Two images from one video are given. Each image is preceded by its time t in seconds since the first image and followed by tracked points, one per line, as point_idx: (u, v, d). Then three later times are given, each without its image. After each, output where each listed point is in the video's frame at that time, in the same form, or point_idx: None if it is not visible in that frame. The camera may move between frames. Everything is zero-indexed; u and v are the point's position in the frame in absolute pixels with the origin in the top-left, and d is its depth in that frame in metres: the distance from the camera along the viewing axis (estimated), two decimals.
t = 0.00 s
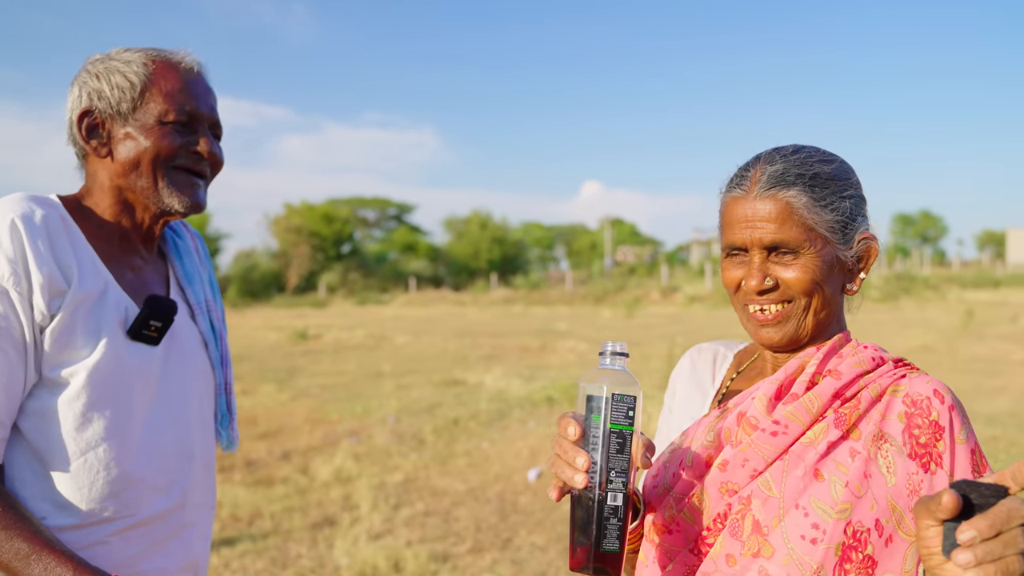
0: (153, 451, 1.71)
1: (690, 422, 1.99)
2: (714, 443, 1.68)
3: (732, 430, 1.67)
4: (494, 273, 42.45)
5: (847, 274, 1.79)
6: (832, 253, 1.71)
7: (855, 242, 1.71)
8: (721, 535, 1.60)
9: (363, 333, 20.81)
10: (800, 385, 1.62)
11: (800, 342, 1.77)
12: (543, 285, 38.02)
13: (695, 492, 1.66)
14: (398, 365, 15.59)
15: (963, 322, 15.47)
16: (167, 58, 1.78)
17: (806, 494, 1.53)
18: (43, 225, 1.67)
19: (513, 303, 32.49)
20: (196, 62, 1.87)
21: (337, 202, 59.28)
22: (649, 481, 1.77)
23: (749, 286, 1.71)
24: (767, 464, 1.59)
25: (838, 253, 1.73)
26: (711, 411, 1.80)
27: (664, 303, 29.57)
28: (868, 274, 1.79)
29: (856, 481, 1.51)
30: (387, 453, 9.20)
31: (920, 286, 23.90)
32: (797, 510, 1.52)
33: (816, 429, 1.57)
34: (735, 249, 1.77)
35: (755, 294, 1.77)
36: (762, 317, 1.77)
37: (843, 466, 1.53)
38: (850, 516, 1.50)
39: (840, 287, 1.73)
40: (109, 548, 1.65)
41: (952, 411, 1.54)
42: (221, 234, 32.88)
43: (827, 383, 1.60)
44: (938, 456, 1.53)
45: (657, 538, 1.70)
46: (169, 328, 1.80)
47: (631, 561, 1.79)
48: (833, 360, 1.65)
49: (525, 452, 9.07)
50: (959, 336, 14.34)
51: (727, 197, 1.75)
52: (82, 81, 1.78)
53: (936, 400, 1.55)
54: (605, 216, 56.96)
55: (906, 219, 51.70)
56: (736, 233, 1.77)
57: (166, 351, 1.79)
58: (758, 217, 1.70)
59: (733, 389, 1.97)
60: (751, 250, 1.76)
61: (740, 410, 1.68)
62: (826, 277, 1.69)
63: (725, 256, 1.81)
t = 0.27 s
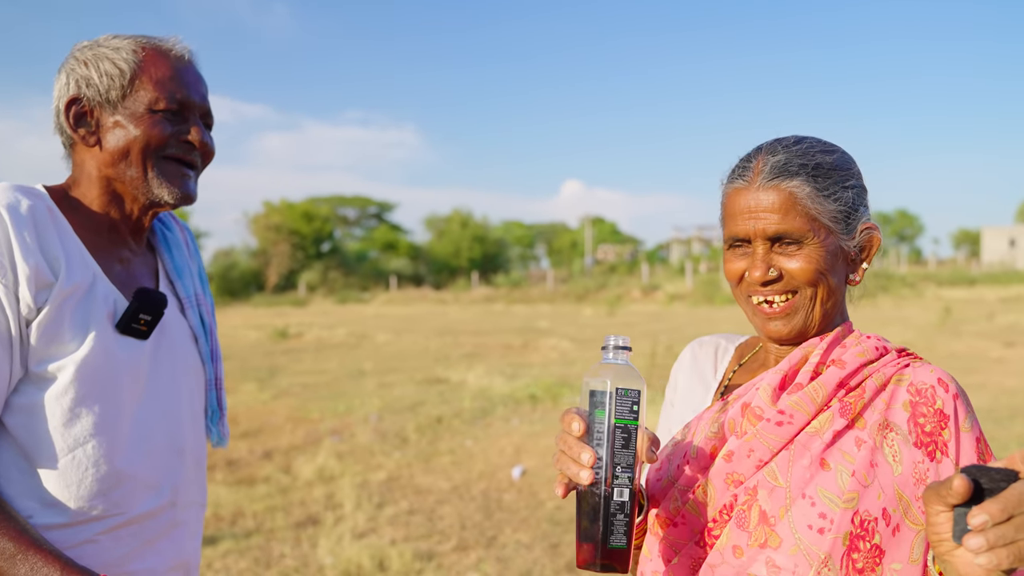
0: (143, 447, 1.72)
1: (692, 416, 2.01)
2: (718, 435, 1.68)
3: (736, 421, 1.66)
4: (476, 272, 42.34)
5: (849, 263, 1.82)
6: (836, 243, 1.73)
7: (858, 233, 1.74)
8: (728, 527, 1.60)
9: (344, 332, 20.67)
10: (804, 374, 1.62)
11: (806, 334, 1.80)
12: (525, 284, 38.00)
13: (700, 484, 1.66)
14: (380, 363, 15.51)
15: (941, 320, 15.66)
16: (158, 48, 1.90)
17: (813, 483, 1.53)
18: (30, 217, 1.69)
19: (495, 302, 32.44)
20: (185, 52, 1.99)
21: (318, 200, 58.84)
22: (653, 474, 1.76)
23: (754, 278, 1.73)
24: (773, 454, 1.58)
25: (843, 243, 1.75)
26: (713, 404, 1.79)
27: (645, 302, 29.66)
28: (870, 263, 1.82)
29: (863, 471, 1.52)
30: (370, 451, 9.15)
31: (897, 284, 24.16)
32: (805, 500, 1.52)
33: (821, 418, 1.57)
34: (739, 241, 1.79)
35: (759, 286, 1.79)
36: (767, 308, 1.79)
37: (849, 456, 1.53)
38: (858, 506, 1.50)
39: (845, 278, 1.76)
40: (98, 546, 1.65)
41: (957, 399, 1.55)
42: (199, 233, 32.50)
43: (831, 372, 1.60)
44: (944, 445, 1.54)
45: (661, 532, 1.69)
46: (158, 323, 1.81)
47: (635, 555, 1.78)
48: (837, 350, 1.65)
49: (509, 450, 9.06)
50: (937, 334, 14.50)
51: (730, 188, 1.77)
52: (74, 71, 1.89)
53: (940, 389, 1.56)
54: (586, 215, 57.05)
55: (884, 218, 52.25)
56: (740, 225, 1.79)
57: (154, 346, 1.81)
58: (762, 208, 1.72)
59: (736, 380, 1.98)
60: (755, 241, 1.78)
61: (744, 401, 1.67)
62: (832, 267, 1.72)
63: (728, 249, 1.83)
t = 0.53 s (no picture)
0: (129, 450, 1.69)
1: (691, 414, 2.01)
2: (718, 432, 1.67)
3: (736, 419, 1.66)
4: (455, 271, 42.24)
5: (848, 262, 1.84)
6: (835, 242, 1.75)
7: (856, 231, 1.76)
8: (729, 526, 1.59)
9: (323, 331, 20.52)
10: (805, 372, 1.62)
11: (803, 332, 1.81)
12: (504, 283, 37.99)
13: (701, 482, 1.65)
14: (360, 363, 15.42)
15: (916, 320, 15.87)
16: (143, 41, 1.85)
17: (815, 481, 1.54)
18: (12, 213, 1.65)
19: (474, 301, 32.40)
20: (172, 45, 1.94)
21: (296, 199, 58.43)
22: (651, 473, 1.75)
23: (754, 277, 1.74)
24: (774, 452, 1.58)
25: (840, 242, 1.77)
26: (713, 401, 1.79)
27: (624, 301, 29.77)
28: (867, 261, 1.84)
29: (864, 468, 1.52)
30: (350, 451, 9.08)
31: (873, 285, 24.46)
32: (806, 498, 1.52)
33: (822, 415, 1.58)
34: (738, 239, 1.80)
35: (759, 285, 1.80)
36: (765, 307, 1.80)
37: (850, 453, 1.54)
38: (860, 504, 1.51)
39: (842, 276, 1.78)
40: (84, 552, 1.62)
41: (957, 398, 1.57)
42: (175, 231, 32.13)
43: (832, 370, 1.60)
44: (944, 443, 1.55)
45: (661, 530, 1.68)
46: (144, 323, 1.78)
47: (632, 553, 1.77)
48: (837, 347, 1.65)
49: (490, 450, 9.04)
50: (912, 334, 14.69)
51: (730, 187, 1.79)
52: (56, 63, 1.84)
53: (941, 386, 1.57)
54: (566, 214, 57.16)
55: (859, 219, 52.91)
56: (738, 224, 1.80)
57: (141, 346, 1.78)
58: (762, 207, 1.74)
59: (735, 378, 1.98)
60: (753, 240, 1.80)
61: (745, 398, 1.67)
62: (830, 266, 1.73)
63: (726, 247, 1.84)
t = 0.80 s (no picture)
0: (118, 461, 1.69)
1: (691, 422, 2.02)
2: (722, 442, 1.67)
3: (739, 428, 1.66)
4: (436, 271, 42.10)
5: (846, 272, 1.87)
6: (835, 252, 1.78)
7: (856, 242, 1.79)
8: (735, 535, 1.59)
9: (303, 332, 20.36)
10: (806, 381, 1.63)
11: (799, 341, 1.84)
12: (486, 283, 37.95)
13: (705, 492, 1.65)
14: (341, 364, 15.31)
15: (893, 320, 16.05)
16: (131, 44, 1.88)
17: (820, 489, 1.54)
18: None
19: (455, 302, 32.31)
20: (159, 46, 1.97)
21: (275, 198, 57.97)
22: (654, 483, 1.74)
23: (753, 285, 1.77)
24: (778, 461, 1.58)
25: (840, 253, 1.79)
26: (715, 411, 1.79)
27: (605, 301, 29.85)
28: (866, 272, 1.86)
29: (868, 477, 1.53)
30: (333, 454, 9.01)
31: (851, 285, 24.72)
32: (813, 507, 1.52)
33: (825, 423, 1.58)
34: (738, 247, 1.82)
35: (758, 292, 1.83)
36: (762, 315, 1.83)
37: (854, 461, 1.54)
38: (865, 512, 1.51)
39: (839, 286, 1.81)
40: (74, 565, 1.62)
41: (956, 404, 1.59)
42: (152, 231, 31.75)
43: (834, 378, 1.61)
44: (946, 449, 1.57)
45: (665, 542, 1.67)
46: (133, 331, 1.78)
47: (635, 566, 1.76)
48: (837, 356, 1.66)
49: (474, 451, 9.02)
50: (890, 334, 14.86)
51: (733, 194, 1.81)
52: (42, 65, 1.86)
53: (941, 393, 1.59)
54: (547, 214, 57.24)
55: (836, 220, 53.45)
56: (739, 231, 1.82)
57: (130, 354, 1.78)
58: (764, 215, 1.76)
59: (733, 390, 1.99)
60: (754, 247, 1.82)
61: (748, 408, 1.67)
62: (829, 276, 1.76)
63: (725, 253, 1.87)
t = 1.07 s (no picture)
0: (115, 471, 1.78)
1: (698, 430, 2.02)
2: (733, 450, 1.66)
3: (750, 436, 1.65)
4: (422, 271, 41.96)
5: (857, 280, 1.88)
6: (847, 260, 1.79)
7: (867, 250, 1.80)
8: (746, 545, 1.58)
9: (289, 332, 20.21)
10: (816, 390, 1.62)
11: (812, 348, 1.85)
12: (472, 284, 37.89)
13: (716, 501, 1.64)
14: (328, 365, 15.22)
15: (878, 321, 16.16)
16: (126, 49, 1.92)
17: (831, 499, 1.53)
18: None
19: (442, 302, 32.23)
20: (155, 51, 2.00)
21: (260, 198, 57.56)
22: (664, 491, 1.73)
23: (765, 293, 1.78)
24: (788, 470, 1.58)
25: (851, 260, 1.81)
26: (724, 418, 1.78)
27: (591, 301, 29.89)
28: (877, 280, 1.87)
29: (880, 487, 1.52)
30: (321, 455, 8.95)
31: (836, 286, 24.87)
32: (824, 517, 1.51)
33: (836, 433, 1.58)
34: (749, 255, 1.84)
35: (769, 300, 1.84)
36: (774, 323, 1.84)
37: (864, 471, 1.54)
38: (876, 522, 1.51)
39: (852, 294, 1.82)
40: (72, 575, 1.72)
41: (965, 414, 1.59)
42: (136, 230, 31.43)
43: (844, 388, 1.61)
44: (955, 459, 1.56)
45: (676, 550, 1.66)
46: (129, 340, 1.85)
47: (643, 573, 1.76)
48: (847, 365, 1.66)
49: (462, 453, 8.99)
50: (876, 334, 14.95)
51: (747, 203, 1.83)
52: (38, 70, 1.90)
53: (950, 403, 1.59)
54: (533, 214, 57.26)
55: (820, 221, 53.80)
56: (750, 239, 1.84)
57: (126, 363, 1.86)
58: (775, 223, 1.78)
59: (740, 399, 2.00)
60: (765, 256, 1.83)
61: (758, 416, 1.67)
62: (840, 284, 1.77)
63: (736, 261, 1.88)
